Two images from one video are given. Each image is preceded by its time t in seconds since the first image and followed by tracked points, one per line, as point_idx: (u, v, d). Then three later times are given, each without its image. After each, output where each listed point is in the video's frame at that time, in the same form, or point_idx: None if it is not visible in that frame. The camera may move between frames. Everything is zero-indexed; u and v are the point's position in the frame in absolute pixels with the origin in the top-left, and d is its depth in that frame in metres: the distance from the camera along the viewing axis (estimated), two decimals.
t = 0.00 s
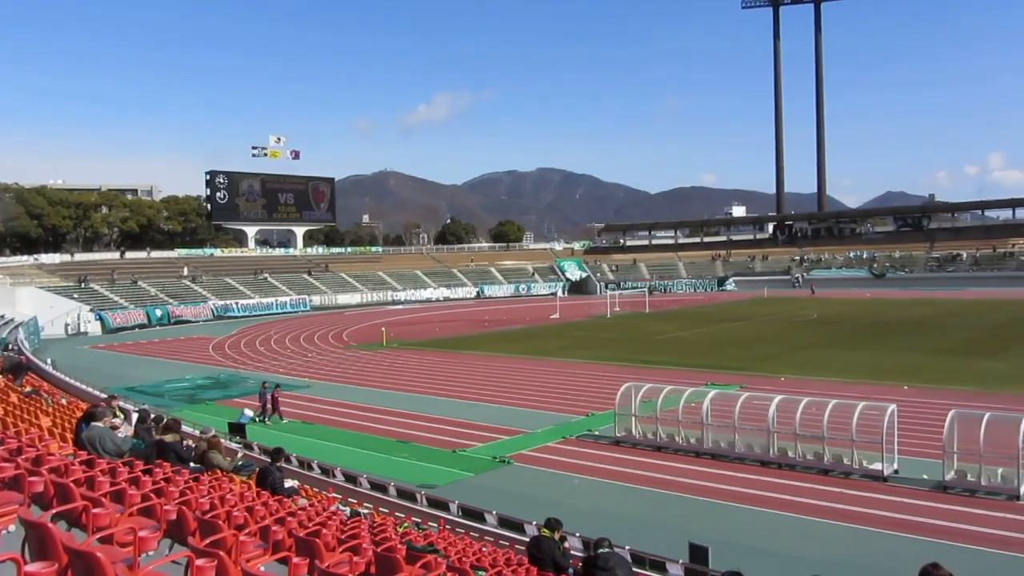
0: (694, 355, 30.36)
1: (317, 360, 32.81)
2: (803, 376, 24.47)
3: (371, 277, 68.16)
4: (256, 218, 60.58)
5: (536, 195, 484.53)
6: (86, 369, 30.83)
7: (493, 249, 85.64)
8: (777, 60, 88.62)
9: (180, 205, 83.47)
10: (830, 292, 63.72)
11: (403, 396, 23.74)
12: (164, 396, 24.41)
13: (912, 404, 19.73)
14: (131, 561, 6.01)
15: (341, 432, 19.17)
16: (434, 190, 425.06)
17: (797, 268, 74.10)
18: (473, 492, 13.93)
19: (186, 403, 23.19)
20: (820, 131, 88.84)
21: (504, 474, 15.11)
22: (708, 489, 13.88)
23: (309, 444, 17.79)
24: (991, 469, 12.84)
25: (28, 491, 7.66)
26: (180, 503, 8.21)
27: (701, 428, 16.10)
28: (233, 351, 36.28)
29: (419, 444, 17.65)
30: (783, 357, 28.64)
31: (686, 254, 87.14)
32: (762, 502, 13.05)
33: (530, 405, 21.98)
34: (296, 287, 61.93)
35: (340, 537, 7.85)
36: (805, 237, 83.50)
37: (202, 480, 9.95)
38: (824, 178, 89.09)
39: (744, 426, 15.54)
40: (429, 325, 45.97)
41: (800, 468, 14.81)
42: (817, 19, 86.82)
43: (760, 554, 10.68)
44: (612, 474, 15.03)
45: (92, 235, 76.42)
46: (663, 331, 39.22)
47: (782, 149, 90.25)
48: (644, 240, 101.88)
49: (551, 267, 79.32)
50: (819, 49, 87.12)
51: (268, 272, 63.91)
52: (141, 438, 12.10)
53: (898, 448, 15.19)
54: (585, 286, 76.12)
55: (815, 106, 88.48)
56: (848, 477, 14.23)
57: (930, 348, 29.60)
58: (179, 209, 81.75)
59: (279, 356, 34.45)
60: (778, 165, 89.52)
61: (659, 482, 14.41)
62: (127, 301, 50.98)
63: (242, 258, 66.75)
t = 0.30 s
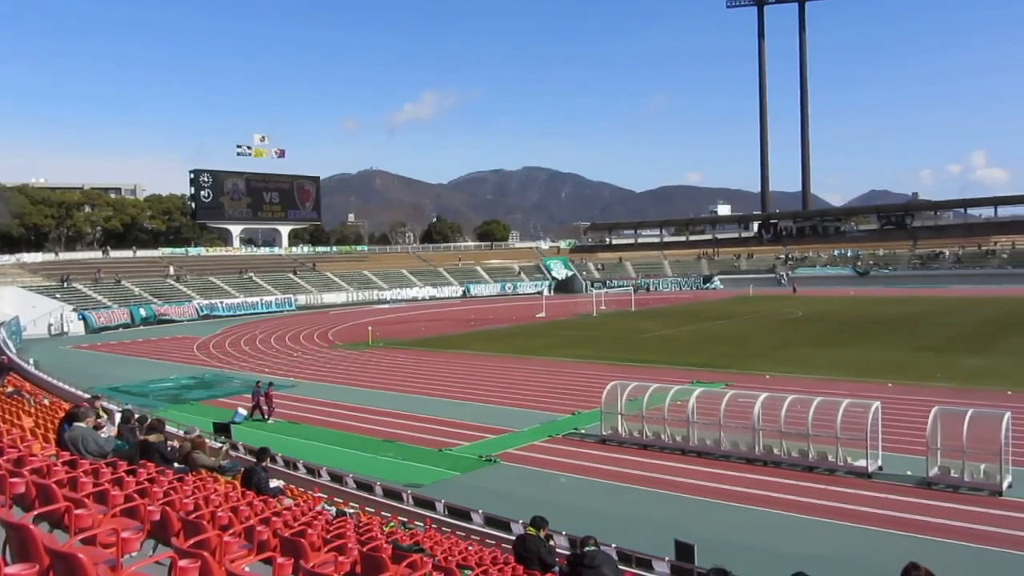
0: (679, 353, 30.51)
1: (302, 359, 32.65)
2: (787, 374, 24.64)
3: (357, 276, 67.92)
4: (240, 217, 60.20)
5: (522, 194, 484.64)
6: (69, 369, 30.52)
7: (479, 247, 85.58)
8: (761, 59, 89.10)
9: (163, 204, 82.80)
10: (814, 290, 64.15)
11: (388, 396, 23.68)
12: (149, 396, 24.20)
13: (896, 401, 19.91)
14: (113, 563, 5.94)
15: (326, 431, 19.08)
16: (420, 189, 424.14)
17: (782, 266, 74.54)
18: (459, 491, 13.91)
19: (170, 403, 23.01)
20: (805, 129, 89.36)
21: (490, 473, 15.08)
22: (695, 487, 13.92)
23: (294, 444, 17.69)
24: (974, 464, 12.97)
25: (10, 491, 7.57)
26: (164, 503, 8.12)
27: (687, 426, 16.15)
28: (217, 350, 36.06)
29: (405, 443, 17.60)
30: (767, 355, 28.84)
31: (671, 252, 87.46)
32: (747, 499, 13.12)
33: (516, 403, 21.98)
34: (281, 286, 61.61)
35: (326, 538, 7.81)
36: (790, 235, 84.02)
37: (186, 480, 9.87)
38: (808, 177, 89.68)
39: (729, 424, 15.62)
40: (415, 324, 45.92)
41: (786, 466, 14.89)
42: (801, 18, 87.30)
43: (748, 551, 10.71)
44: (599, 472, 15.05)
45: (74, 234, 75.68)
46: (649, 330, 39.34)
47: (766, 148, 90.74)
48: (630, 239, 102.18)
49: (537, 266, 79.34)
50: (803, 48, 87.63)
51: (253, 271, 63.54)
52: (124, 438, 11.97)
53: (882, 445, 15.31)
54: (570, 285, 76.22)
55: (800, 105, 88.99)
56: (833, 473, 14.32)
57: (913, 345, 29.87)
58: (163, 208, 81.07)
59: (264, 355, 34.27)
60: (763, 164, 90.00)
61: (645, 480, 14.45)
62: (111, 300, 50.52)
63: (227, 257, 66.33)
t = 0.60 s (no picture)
0: (664, 352, 30.64)
1: (287, 358, 32.47)
2: (771, 373, 24.79)
3: (342, 275, 67.66)
4: (224, 215, 59.80)
5: (507, 193, 484.57)
6: (50, 368, 30.18)
7: (465, 247, 85.49)
8: (746, 59, 89.61)
9: (147, 202, 82.09)
10: (798, 289, 64.58)
11: (374, 395, 23.58)
12: (131, 396, 23.98)
13: (877, 399, 20.09)
14: (95, 563, 5.87)
15: (311, 431, 18.98)
16: (405, 188, 423.07)
17: (767, 266, 74.97)
18: (445, 490, 13.87)
19: (153, 403, 22.82)
20: (789, 130, 89.93)
21: (475, 472, 15.05)
22: (680, 485, 13.97)
23: (279, 444, 17.59)
24: (956, 462, 13.09)
25: None
26: (145, 504, 8.06)
27: (672, 425, 16.21)
28: (200, 349, 35.79)
29: (391, 443, 17.53)
30: (752, 354, 29.01)
31: (656, 252, 87.76)
32: (730, 497, 13.18)
33: (502, 402, 21.96)
34: (265, 285, 61.26)
35: (310, 538, 7.76)
36: (774, 235, 84.52)
37: (168, 480, 9.77)
38: (792, 177, 90.23)
39: (714, 423, 15.67)
40: (401, 323, 45.80)
41: (770, 464, 14.96)
42: (785, 19, 87.86)
43: (732, 549, 10.77)
44: (584, 471, 15.06)
45: (56, 232, 74.87)
46: (634, 329, 39.41)
47: (751, 149, 91.26)
48: (615, 238, 102.28)
49: (523, 265, 79.33)
50: (788, 49, 88.16)
51: (237, 270, 63.16)
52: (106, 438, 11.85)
53: (865, 443, 15.43)
54: (556, 284, 76.31)
55: (784, 106, 89.56)
56: (816, 472, 14.42)
57: (895, 344, 30.12)
58: (146, 206, 80.41)
59: (248, 355, 34.04)
60: (748, 164, 90.49)
61: (629, 478, 14.50)
62: (93, 299, 50.05)
63: (211, 256, 65.87)
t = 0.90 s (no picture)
0: (645, 351, 30.74)
1: (267, 358, 32.23)
2: (751, 372, 24.97)
3: (323, 275, 67.30)
4: (204, 214, 59.28)
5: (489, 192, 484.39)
6: (25, 370, 29.72)
7: (446, 246, 85.33)
8: (725, 60, 90.29)
9: (125, 201, 81.21)
10: (778, 288, 65.04)
11: (355, 395, 23.46)
12: (109, 397, 23.68)
13: (856, 397, 20.28)
14: (70, 567, 5.77)
15: (291, 431, 18.84)
16: (386, 187, 421.38)
17: (747, 265, 75.47)
18: (426, 490, 13.82)
19: (132, 404, 22.54)
20: (768, 130, 90.66)
21: (457, 472, 15.02)
22: (662, 484, 14.01)
23: (259, 444, 17.45)
24: (933, 460, 13.25)
25: None
26: (123, 507, 7.95)
27: (653, 424, 16.28)
28: (179, 350, 35.43)
29: (372, 443, 17.44)
30: (733, 353, 29.19)
31: (637, 251, 88.12)
32: (712, 496, 13.24)
33: (484, 402, 21.94)
34: (245, 285, 60.77)
35: (290, 539, 7.70)
36: (755, 234, 85.18)
37: (146, 482, 9.64)
38: (772, 177, 90.95)
39: (694, 422, 15.74)
40: (382, 323, 45.62)
41: (750, 462, 15.07)
42: (765, 19, 88.55)
43: (713, 547, 10.82)
44: (566, 471, 15.06)
45: (32, 232, 73.86)
46: (616, 328, 39.49)
47: (731, 149, 91.89)
48: (597, 237, 102.42)
49: (504, 264, 79.30)
50: (767, 50, 88.88)
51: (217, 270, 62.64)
52: (83, 440, 11.69)
53: (843, 441, 15.59)
54: (537, 283, 76.38)
55: (764, 106, 90.26)
56: (796, 470, 14.51)
57: (874, 342, 30.44)
58: (124, 205, 79.55)
59: (228, 355, 33.75)
60: (728, 164, 91.06)
61: (610, 478, 14.53)
62: (70, 299, 49.40)
63: (191, 256, 65.28)
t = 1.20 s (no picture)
0: (628, 350, 30.84)
1: (249, 359, 32.00)
2: (734, 370, 25.11)
3: (305, 275, 66.95)
4: (185, 214, 58.79)
5: (472, 192, 483.98)
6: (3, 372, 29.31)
7: (430, 246, 85.13)
8: (707, 59, 90.80)
9: (105, 202, 80.44)
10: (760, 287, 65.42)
11: (338, 395, 23.35)
12: (89, 399, 23.42)
13: (837, 395, 20.46)
14: (50, 570, 5.70)
15: (274, 432, 18.72)
16: (369, 187, 419.77)
17: (729, 263, 75.88)
18: (410, 490, 13.79)
19: (113, 406, 22.31)
20: (750, 130, 91.26)
21: (441, 471, 14.99)
22: (644, 482, 14.07)
23: (241, 445, 17.33)
24: (913, 456, 13.38)
25: None
26: (103, 509, 7.87)
27: (637, 423, 16.34)
28: (161, 351, 35.12)
29: (355, 443, 17.37)
30: (715, 351, 29.31)
31: (620, 250, 88.42)
32: (695, 494, 13.30)
33: (467, 401, 21.93)
34: (227, 285, 60.32)
35: (272, 540, 7.64)
36: (737, 233, 85.71)
37: (127, 484, 9.54)
38: (753, 176, 91.55)
39: (678, 420, 15.80)
40: (365, 323, 45.45)
41: (733, 460, 15.17)
42: (746, 20, 89.15)
43: (694, 545, 10.88)
44: (549, 469, 15.08)
45: (10, 232, 72.93)
46: (599, 328, 39.57)
47: (713, 148, 92.36)
48: (580, 237, 102.52)
49: (487, 264, 79.23)
50: (749, 50, 89.43)
51: (198, 270, 62.13)
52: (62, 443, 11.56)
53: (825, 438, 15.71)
54: (521, 283, 76.38)
55: (745, 106, 90.84)
56: (778, 467, 14.60)
57: (855, 340, 30.69)
58: (103, 205, 78.81)
59: (210, 356, 33.48)
60: (710, 163, 91.55)
61: (594, 476, 14.54)
62: (50, 299, 48.84)
63: (172, 256, 64.72)
